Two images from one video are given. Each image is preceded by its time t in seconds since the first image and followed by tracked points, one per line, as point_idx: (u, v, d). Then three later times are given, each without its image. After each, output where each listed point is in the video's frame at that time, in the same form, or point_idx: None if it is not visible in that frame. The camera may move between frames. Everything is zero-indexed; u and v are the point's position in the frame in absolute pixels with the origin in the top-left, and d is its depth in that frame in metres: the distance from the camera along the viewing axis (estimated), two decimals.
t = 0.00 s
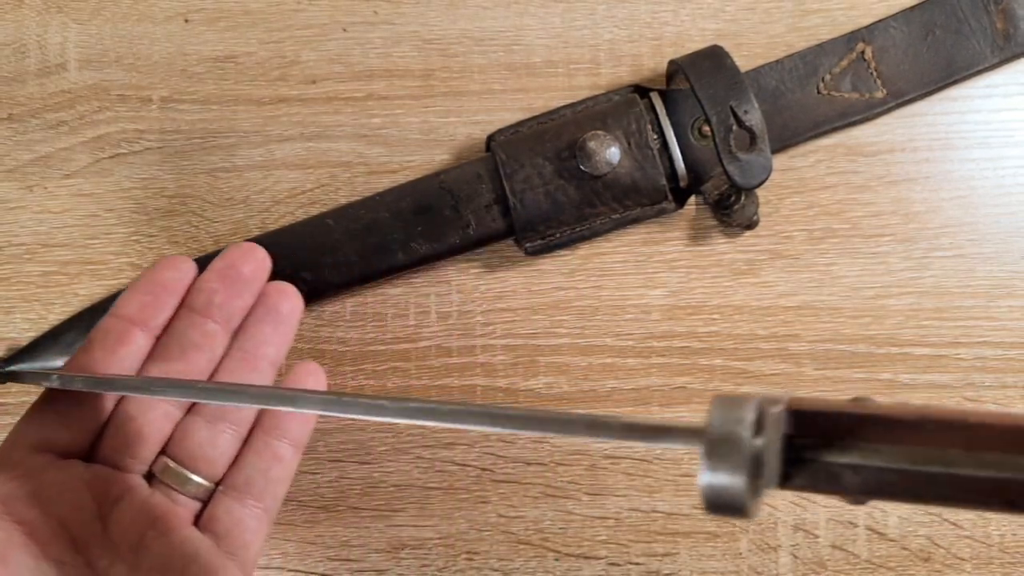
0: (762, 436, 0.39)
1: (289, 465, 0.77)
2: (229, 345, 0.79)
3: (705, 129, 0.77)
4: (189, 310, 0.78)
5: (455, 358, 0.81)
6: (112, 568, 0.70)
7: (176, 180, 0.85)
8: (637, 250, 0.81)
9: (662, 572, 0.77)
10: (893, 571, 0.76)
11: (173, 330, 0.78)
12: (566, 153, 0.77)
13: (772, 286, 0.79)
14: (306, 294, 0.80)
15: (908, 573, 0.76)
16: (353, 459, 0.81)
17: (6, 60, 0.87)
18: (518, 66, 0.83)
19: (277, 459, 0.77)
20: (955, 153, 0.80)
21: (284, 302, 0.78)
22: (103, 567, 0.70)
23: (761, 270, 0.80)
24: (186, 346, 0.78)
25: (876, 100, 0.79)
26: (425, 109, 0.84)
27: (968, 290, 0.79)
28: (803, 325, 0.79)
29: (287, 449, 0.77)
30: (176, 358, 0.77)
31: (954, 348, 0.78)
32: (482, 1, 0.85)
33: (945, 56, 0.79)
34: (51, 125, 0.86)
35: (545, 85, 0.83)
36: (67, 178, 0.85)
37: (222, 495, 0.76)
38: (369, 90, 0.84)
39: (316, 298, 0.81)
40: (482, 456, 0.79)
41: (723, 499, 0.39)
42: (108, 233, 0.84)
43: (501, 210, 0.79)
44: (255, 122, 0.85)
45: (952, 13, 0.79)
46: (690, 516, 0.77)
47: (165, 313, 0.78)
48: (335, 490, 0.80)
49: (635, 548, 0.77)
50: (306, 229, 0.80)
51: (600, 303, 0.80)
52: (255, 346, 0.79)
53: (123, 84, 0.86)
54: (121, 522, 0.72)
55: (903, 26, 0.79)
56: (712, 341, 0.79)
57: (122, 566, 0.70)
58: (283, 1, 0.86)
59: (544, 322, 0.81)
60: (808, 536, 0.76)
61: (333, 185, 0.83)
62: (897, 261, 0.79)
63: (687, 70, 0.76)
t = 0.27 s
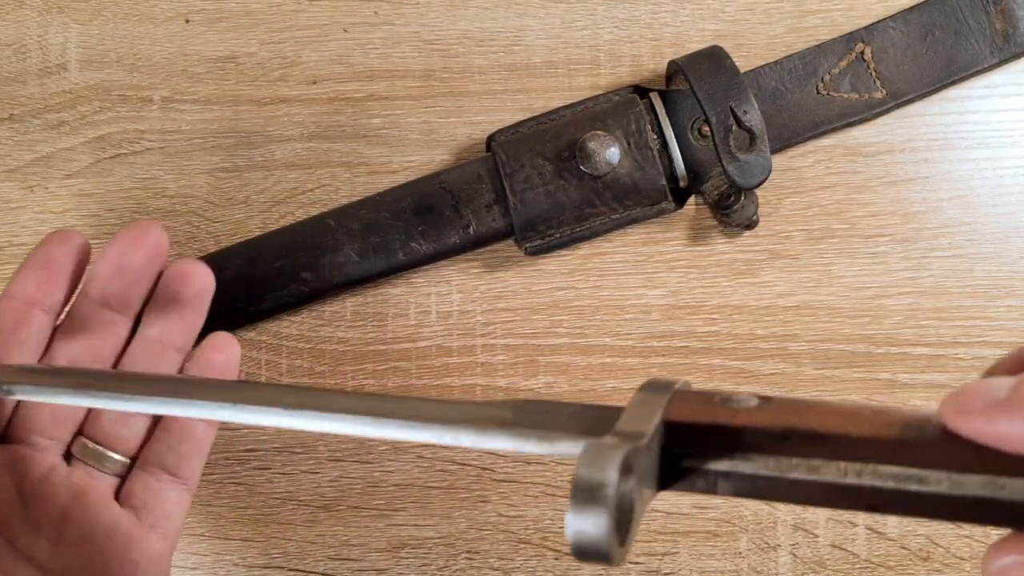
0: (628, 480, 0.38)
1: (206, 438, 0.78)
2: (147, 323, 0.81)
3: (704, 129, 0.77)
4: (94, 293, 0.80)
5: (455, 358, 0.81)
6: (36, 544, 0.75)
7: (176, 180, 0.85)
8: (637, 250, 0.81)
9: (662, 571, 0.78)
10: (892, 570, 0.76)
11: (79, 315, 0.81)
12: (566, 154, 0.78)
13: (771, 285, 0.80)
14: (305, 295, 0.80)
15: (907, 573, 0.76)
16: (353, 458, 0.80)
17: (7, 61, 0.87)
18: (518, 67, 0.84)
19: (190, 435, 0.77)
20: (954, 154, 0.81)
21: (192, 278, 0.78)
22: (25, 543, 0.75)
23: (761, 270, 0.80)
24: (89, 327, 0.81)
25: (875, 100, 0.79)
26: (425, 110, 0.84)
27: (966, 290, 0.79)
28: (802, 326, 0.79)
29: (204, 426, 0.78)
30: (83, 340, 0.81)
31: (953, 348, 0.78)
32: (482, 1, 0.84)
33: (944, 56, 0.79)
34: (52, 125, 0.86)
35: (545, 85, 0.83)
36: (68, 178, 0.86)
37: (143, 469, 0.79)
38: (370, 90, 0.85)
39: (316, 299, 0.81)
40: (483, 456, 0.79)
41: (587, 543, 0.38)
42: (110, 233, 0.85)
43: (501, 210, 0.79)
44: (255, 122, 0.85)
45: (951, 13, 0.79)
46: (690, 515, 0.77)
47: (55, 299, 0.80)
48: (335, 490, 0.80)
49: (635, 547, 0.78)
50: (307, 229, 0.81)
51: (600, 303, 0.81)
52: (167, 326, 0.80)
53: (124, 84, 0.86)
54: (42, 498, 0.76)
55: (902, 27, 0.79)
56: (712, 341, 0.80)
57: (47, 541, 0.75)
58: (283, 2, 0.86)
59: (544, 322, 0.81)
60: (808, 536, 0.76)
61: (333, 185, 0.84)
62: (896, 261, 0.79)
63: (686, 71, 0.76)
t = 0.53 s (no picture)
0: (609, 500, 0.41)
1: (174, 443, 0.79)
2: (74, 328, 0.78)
3: (704, 129, 0.77)
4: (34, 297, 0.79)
5: (455, 358, 0.81)
6: (22, 530, 0.77)
7: (176, 180, 0.85)
8: (637, 250, 0.81)
9: (662, 571, 0.78)
10: (892, 570, 0.76)
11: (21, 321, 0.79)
12: (566, 154, 0.78)
13: (771, 286, 0.80)
14: (305, 295, 0.80)
15: (907, 573, 0.76)
16: (353, 458, 0.81)
17: (7, 61, 0.88)
18: (518, 67, 0.84)
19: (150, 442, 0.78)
20: (954, 153, 0.81)
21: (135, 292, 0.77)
22: (12, 528, 0.77)
23: (761, 270, 0.80)
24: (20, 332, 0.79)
25: (875, 100, 0.79)
26: (425, 110, 0.84)
27: (966, 290, 0.79)
28: (802, 326, 0.79)
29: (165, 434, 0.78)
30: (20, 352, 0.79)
31: (952, 348, 0.78)
32: (482, 1, 0.84)
33: (944, 56, 0.79)
34: (52, 125, 0.86)
35: (545, 85, 0.83)
36: (68, 178, 0.86)
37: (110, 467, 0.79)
38: (370, 90, 0.85)
39: (315, 299, 0.80)
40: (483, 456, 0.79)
41: (572, 565, 0.40)
42: (109, 232, 0.85)
43: (501, 210, 0.79)
44: (255, 122, 0.85)
45: (951, 13, 0.79)
46: (690, 515, 0.78)
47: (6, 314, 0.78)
48: (335, 490, 0.81)
49: (635, 547, 0.78)
50: (306, 229, 0.81)
51: (600, 303, 0.81)
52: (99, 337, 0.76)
53: (124, 84, 0.86)
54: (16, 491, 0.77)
55: (903, 27, 0.80)
56: (712, 341, 0.80)
57: (32, 528, 0.77)
58: (283, 2, 0.86)
59: (544, 322, 0.81)
60: (808, 536, 0.76)
61: (333, 185, 0.84)
62: (896, 261, 0.79)
63: (686, 71, 0.76)
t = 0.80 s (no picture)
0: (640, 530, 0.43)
1: (127, 440, 0.79)
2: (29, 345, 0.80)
3: (704, 129, 0.77)
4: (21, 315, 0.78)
5: (455, 358, 0.81)
6: None
7: (176, 180, 0.85)
8: (637, 250, 0.81)
9: (662, 571, 0.77)
10: (892, 570, 0.76)
11: None
12: (566, 154, 0.78)
13: (771, 285, 0.80)
14: (305, 295, 0.80)
15: (907, 573, 0.76)
16: (353, 458, 0.81)
17: (7, 61, 0.88)
18: (518, 67, 0.84)
19: (104, 439, 0.78)
20: (954, 153, 0.81)
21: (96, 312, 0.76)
22: None
23: (761, 270, 0.80)
24: None
25: (875, 100, 0.79)
26: (425, 110, 0.84)
27: (966, 290, 0.79)
28: (802, 325, 0.79)
29: (120, 430, 0.78)
30: None
31: (953, 348, 0.78)
32: (482, 2, 0.85)
33: (944, 56, 0.79)
34: (52, 125, 0.86)
35: (545, 85, 0.83)
36: (68, 178, 0.86)
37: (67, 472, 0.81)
38: (370, 90, 0.85)
39: (315, 299, 0.80)
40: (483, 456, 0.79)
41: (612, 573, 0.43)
42: (108, 232, 0.85)
43: (501, 210, 0.79)
44: (255, 122, 0.85)
45: (951, 13, 0.79)
46: (690, 515, 0.78)
47: None
48: (335, 490, 0.81)
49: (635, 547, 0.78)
50: (306, 229, 0.81)
51: (600, 303, 0.81)
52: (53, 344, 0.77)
53: (124, 84, 0.86)
54: None
55: (903, 27, 0.80)
56: (712, 341, 0.79)
57: None
58: (283, 2, 0.86)
59: (544, 322, 0.81)
60: (808, 536, 0.76)
61: (333, 185, 0.84)
62: (896, 261, 0.79)
63: (686, 71, 0.75)
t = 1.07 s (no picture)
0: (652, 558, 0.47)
1: (111, 443, 0.79)
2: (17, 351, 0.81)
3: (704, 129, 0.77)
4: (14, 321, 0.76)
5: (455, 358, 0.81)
6: None
7: (176, 180, 0.85)
8: (637, 250, 0.81)
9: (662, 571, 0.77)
10: (892, 570, 0.76)
11: None
12: (566, 154, 0.78)
13: (771, 286, 0.80)
14: (305, 295, 0.80)
15: (907, 573, 0.76)
16: (353, 458, 0.81)
17: (7, 61, 0.88)
18: (518, 67, 0.84)
19: (90, 442, 0.78)
20: (954, 154, 0.81)
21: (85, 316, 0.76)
22: None
23: (761, 270, 0.80)
24: None
25: (875, 100, 0.79)
26: (425, 109, 0.84)
27: (967, 290, 0.79)
28: (802, 325, 0.79)
29: (106, 431, 0.78)
30: None
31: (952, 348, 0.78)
32: (482, 2, 0.85)
33: (944, 56, 0.79)
34: (52, 125, 0.86)
35: (545, 85, 0.83)
36: (68, 179, 0.86)
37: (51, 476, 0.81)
38: (370, 90, 0.85)
39: (315, 299, 0.80)
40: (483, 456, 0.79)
41: None
42: (108, 232, 0.85)
43: (501, 210, 0.79)
44: (255, 122, 0.85)
45: (951, 13, 0.79)
46: (690, 515, 0.78)
47: None
48: (335, 490, 0.81)
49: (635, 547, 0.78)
50: (306, 229, 0.81)
51: (600, 303, 0.81)
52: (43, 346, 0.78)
53: (124, 84, 0.86)
54: None
55: (903, 27, 0.79)
56: (712, 341, 0.79)
57: None
58: (283, 2, 0.86)
59: (544, 322, 0.81)
60: (808, 536, 0.77)
61: (333, 185, 0.84)
62: (896, 261, 0.79)
63: (686, 70, 0.75)
